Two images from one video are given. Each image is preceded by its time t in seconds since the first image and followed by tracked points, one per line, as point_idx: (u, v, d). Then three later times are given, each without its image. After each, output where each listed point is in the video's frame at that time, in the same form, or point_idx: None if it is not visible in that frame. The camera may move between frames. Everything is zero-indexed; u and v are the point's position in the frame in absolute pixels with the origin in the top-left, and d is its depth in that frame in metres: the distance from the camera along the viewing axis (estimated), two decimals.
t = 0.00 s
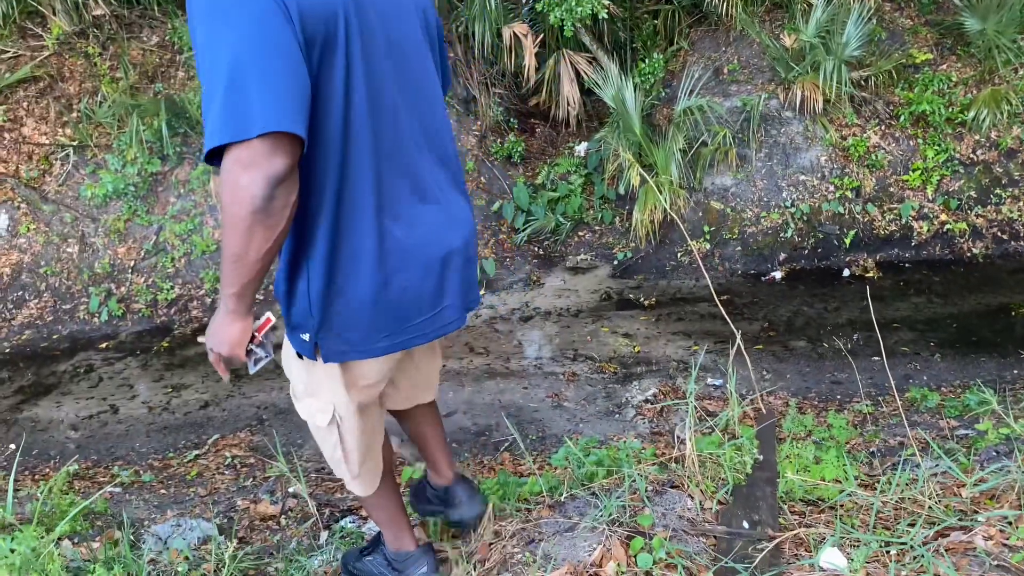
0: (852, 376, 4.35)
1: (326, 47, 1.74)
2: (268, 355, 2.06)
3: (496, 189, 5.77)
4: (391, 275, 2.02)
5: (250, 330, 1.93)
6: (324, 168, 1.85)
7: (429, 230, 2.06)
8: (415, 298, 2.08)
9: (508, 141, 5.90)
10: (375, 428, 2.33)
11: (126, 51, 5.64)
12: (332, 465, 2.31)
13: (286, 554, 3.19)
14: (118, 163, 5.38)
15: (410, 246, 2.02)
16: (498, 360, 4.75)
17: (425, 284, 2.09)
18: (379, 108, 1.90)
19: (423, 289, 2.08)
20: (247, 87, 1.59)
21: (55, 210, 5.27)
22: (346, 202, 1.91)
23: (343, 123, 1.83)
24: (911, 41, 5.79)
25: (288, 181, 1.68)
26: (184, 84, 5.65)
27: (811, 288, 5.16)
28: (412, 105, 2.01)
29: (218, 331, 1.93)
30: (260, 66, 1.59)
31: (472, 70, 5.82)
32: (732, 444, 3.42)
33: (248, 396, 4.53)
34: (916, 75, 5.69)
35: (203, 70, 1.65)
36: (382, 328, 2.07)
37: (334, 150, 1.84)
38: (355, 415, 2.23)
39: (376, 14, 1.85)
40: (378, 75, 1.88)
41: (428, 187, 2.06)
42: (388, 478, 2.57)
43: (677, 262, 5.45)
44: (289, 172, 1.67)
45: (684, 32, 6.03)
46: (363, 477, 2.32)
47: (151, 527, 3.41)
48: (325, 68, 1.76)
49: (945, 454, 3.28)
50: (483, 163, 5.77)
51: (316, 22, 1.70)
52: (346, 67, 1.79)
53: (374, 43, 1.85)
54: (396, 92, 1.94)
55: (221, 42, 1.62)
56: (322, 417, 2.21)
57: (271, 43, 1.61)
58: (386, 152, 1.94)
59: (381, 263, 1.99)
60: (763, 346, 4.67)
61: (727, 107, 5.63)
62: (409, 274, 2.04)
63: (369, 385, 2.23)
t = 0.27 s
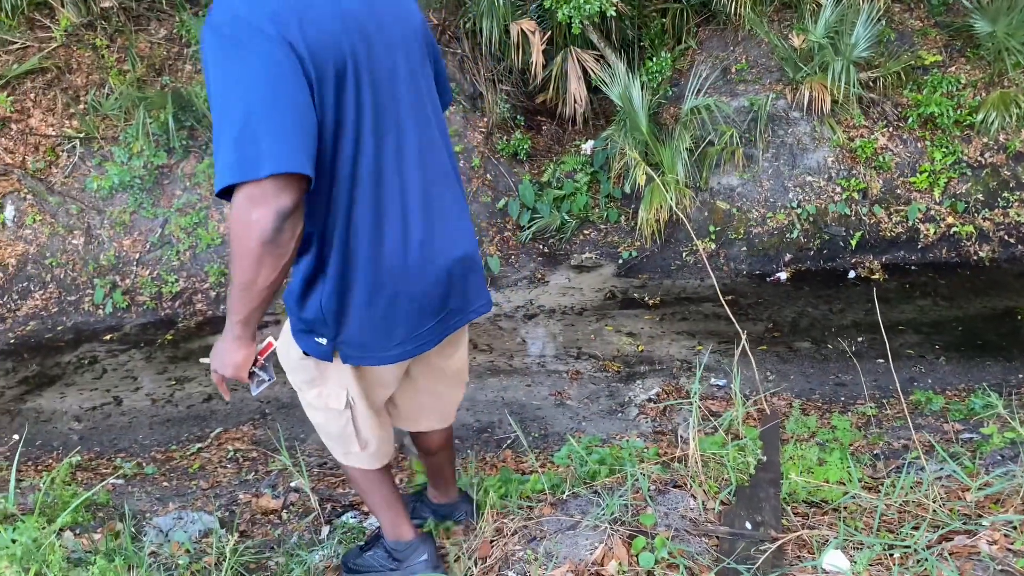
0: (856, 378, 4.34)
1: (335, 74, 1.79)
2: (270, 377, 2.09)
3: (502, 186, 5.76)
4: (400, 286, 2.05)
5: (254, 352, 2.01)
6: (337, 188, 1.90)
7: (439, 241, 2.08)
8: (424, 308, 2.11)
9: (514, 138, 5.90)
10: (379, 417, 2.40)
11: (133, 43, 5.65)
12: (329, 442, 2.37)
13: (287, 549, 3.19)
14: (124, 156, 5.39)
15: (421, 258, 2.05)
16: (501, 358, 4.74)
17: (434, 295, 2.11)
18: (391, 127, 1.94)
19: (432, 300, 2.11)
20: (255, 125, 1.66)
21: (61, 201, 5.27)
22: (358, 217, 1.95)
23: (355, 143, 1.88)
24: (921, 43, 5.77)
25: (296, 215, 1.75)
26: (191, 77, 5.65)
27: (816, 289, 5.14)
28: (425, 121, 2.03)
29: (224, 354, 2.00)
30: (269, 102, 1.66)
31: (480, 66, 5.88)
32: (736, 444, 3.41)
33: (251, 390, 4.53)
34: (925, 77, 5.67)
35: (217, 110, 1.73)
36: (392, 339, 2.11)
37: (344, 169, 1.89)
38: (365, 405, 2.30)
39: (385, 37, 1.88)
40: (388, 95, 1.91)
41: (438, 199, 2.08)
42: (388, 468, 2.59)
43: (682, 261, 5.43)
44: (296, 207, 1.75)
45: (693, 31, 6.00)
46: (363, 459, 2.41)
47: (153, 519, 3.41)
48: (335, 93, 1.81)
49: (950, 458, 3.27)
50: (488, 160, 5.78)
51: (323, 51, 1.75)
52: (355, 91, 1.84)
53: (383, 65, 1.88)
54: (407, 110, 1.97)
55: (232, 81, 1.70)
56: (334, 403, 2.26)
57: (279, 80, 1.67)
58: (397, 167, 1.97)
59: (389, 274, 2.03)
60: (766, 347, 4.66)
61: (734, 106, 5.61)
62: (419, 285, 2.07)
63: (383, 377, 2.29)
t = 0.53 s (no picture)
0: (864, 380, 4.33)
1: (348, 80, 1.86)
2: (293, 351, 2.18)
3: (509, 186, 5.76)
4: (418, 283, 2.07)
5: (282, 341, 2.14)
6: (357, 191, 1.96)
7: (458, 237, 2.11)
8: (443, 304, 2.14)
9: (522, 138, 5.90)
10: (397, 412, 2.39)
11: (143, 42, 5.67)
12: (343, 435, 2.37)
13: (296, 547, 3.20)
14: (133, 154, 5.40)
15: (439, 253, 2.08)
16: (508, 358, 4.74)
17: (452, 290, 2.14)
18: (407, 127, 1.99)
19: (453, 293, 2.13)
20: (272, 136, 1.79)
21: (71, 199, 5.29)
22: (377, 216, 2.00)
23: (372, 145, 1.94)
24: (930, 45, 5.76)
25: (311, 215, 1.89)
26: (200, 76, 5.67)
27: (824, 291, 5.13)
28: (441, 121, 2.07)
29: (254, 329, 2.12)
30: (285, 114, 1.78)
31: (488, 64, 5.87)
32: (745, 446, 3.42)
33: (259, 388, 4.54)
34: (934, 78, 5.65)
35: (244, 124, 1.88)
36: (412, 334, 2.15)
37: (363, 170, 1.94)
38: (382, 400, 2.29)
39: (396, 41, 1.93)
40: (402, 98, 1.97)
41: (456, 195, 2.11)
42: (398, 461, 2.59)
43: (690, 262, 5.42)
44: (312, 208, 1.89)
45: (701, 32, 5.99)
46: (376, 451, 2.40)
47: (162, 517, 3.42)
48: (349, 98, 1.88)
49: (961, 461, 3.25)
50: (495, 160, 5.83)
51: (334, 60, 1.83)
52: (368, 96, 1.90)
53: (395, 69, 1.94)
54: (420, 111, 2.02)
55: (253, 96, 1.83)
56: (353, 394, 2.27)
57: (293, 92, 1.78)
58: (414, 166, 2.02)
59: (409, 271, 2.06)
60: (774, 348, 4.65)
61: (742, 107, 5.61)
62: (437, 280, 2.09)
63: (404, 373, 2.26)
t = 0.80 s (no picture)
0: (870, 381, 4.31)
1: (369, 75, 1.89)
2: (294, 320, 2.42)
3: (514, 187, 5.76)
4: (431, 275, 2.09)
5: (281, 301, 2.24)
6: (376, 182, 1.99)
7: (472, 230, 2.13)
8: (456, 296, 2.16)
9: (526, 138, 5.89)
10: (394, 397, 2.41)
11: (149, 43, 5.69)
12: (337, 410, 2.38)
13: (301, 548, 3.21)
14: (139, 155, 5.41)
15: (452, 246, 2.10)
16: (513, 358, 4.74)
17: (466, 283, 2.16)
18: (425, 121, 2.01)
19: (467, 286, 2.16)
20: (292, 128, 1.82)
21: (77, 200, 5.30)
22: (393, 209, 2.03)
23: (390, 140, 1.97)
24: (936, 45, 5.74)
25: (325, 205, 1.94)
26: (206, 77, 5.68)
27: (829, 292, 5.12)
28: (459, 116, 2.09)
29: (258, 295, 2.23)
30: (304, 107, 1.81)
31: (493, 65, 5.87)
32: (750, 448, 3.43)
33: (264, 388, 4.55)
34: (940, 79, 5.63)
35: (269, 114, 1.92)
36: (424, 326, 2.18)
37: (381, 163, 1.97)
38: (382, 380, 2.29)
39: (418, 36, 1.95)
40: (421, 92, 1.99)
41: (471, 190, 2.13)
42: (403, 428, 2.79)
43: (695, 263, 5.42)
44: (326, 198, 1.93)
45: (706, 32, 5.99)
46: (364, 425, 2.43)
47: (167, 517, 3.42)
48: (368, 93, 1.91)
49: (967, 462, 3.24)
50: (500, 160, 5.78)
51: (355, 56, 1.85)
52: (388, 91, 1.93)
53: (415, 64, 1.95)
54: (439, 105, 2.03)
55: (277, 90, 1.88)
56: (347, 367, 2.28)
57: (314, 86, 1.82)
58: (431, 160, 2.03)
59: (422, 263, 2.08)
60: (780, 349, 4.64)
61: (747, 107, 5.60)
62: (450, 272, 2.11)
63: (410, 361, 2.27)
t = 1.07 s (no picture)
0: (874, 380, 4.31)
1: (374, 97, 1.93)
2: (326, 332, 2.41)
3: (517, 187, 5.76)
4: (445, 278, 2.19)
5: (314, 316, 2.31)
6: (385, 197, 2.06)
7: (480, 233, 2.20)
8: (467, 298, 2.26)
9: (530, 138, 5.88)
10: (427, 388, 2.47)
11: (152, 44, 5.70)
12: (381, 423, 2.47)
13: (305, 548, 3.22)
14: (143, 156, 5.41)
15: (463, 250, 2.19)
16: (516, 358, 4.74)
17: (474, 285, 2.24)
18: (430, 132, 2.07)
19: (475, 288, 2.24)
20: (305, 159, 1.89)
21: (81, 201, 5.31)
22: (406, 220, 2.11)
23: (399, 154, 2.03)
24: (940, 43, 5.72)
25: (345, 228, 2.02)
26: (209, 78, 5.69)
27: (833, 291, 5.11)
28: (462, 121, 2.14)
29: (287, 312, 2.29)
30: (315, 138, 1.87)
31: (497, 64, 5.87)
32: (754, 447, 3.41)
33: (268, 388, 4.55)
34: (944, 78, 5.62)
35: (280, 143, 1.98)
36: (437, 330, 2.28)
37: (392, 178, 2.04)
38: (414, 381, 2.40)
39: (417, 52, 1.98)
40: (426, 107, 2.04)
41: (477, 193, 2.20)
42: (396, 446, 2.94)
43: (698, 262, 5.41)
44: (346, 220, 2.01)
45: (710, 31, 5.97)
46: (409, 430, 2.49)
47: (172, 517, 3.43)
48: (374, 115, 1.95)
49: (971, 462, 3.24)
50: (504, 160, 5.78)
51: (358, 82, 1.89)
52: (393, 111, 1.98)
53: (417, 81, 1.99)
54: (442, 116, 2.09)
55: (287, 120, 1.93)
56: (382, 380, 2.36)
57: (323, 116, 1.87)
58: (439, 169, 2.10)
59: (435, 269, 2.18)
60: (783, 349, 4.64)
61: (751, 107, 5.59)
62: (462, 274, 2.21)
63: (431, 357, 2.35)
